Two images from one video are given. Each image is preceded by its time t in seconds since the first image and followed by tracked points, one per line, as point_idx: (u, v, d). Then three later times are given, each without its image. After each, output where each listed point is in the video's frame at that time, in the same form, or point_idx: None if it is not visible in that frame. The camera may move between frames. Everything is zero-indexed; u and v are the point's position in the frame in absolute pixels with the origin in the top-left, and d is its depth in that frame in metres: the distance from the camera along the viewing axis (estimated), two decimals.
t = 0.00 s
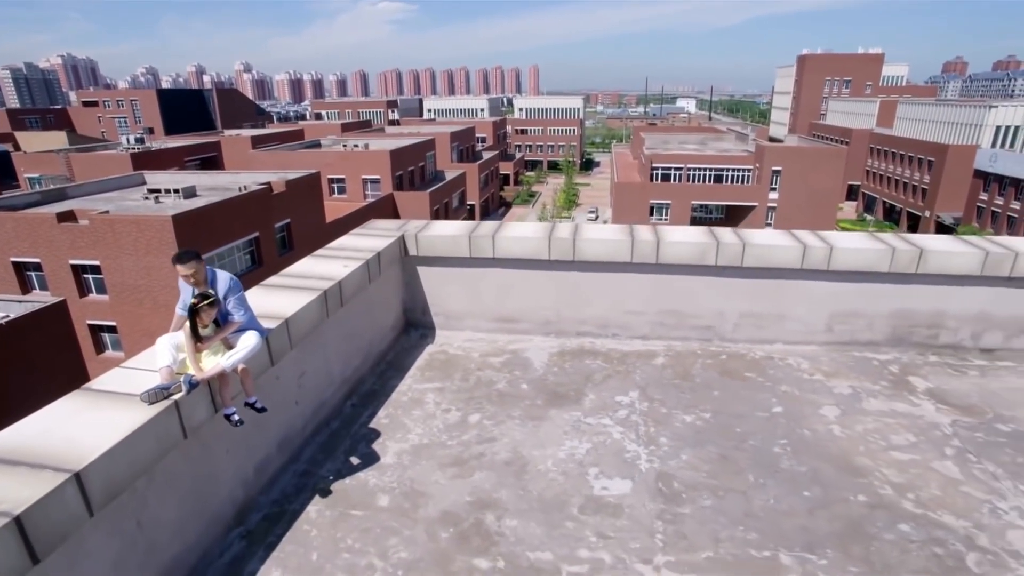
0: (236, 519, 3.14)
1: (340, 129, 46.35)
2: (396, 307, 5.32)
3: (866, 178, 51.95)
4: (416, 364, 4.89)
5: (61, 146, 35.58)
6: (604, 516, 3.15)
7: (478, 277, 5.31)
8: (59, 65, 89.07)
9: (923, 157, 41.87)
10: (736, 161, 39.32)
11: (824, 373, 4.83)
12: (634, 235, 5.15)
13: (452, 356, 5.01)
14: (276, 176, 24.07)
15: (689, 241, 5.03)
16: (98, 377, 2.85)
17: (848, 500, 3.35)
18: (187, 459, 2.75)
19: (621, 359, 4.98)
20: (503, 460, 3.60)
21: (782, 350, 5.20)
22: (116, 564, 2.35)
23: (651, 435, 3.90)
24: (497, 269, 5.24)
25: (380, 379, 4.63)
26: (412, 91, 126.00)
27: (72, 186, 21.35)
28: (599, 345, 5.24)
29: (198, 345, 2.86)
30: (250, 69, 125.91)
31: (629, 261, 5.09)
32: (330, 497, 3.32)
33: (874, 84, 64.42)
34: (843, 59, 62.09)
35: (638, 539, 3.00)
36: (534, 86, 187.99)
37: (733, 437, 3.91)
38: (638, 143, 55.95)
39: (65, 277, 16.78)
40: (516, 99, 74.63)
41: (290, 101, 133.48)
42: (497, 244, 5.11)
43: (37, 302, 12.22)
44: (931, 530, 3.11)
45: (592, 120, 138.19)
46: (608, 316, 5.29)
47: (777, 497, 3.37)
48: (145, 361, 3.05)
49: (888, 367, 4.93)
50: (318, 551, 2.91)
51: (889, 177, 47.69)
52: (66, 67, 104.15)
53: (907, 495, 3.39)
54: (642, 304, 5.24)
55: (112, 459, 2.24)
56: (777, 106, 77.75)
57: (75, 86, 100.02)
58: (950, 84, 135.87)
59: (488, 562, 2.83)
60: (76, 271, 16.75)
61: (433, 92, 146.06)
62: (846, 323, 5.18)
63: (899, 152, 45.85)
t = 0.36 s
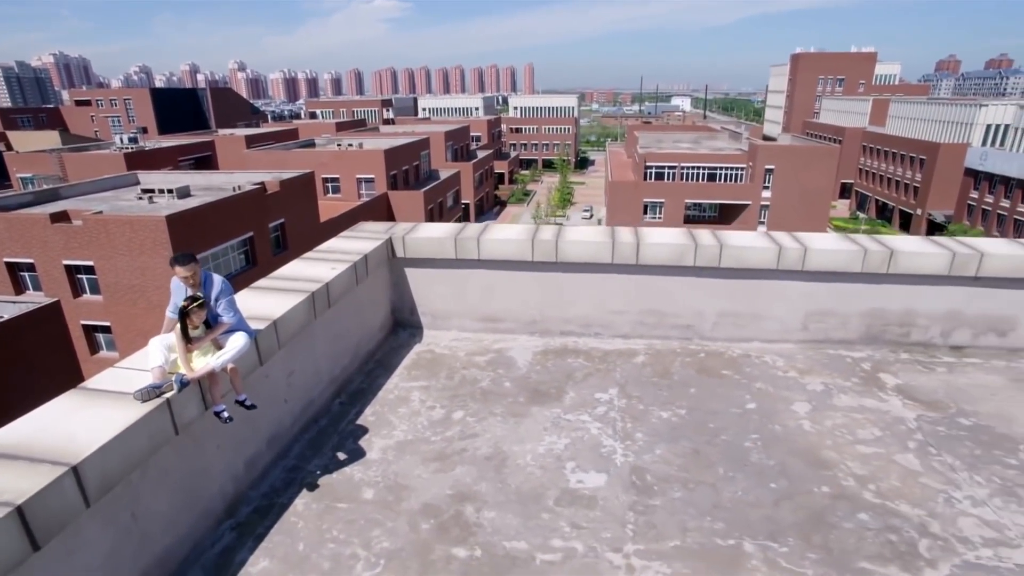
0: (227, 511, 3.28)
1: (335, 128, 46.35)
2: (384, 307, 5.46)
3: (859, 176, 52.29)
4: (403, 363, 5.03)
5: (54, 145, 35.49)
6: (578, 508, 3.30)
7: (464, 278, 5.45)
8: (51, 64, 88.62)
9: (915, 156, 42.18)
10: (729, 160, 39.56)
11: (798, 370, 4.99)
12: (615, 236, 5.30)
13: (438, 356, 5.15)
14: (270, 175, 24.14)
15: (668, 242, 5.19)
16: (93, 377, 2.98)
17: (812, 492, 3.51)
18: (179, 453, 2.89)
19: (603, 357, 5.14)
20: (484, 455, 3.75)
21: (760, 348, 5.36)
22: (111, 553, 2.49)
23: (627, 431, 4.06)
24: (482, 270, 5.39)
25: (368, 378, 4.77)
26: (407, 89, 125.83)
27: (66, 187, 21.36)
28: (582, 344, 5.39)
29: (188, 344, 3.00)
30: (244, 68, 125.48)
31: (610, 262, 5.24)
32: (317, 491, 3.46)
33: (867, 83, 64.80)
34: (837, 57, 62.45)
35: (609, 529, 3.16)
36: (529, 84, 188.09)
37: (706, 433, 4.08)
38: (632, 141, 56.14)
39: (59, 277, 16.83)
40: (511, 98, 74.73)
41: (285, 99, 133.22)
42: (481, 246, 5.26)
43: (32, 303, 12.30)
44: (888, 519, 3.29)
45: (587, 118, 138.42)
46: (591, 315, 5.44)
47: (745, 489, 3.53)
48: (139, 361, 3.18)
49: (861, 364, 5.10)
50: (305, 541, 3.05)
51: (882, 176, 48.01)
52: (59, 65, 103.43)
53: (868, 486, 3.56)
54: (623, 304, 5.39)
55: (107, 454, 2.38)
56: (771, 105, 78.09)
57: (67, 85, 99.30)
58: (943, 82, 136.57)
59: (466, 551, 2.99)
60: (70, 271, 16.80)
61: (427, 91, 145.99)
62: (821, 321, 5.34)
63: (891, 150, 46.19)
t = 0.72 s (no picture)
0: (215, 508, 3.40)
1: (327, 130, 46.41)
2: (370, 310, 5.59)
3: (849, 177, 52.78)
4: (389, 365, 5.16)
5: (44, 148, 35.35)
6: (552, 502, 3.45)
7: (448, 281, 5.59)
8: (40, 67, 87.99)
9: (904, 156, 42.62)
10: (720, 161, 39.83)
11: (771, 370, 5.16)
12: (595, 240, 5.46)
13: (423, 357, 5.28)
14: (262, 178, 24.19)
15: (646, 246, 5.35)
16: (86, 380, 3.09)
17: (778, 485, 3.67)
18: (168, 452, 3.01)
19: (583, 357, 5.29)
20: (464, 453, 3.89)
21: (735, 348, 5.53)
22: (102, 548, 2.61)
23: (603, 429, 4.21)
24: (466, 274, 5.53)
25: (354, 380, 4.90)
26: (400, 90, 125.89)
27: (56, 191, 21.31)
28: (563, 345, 5.54)
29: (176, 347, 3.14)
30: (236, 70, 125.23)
31: (589, 264, 5.40)
32: (302, 488, 3.59)
33: (856, 84, 65.46)
34: (826, 59, 63.05)
35: (581, 522, 3.30)
36: (522, 86, 188.65)
37: (679, 430, 4.24)
38: (624, 143, 56.37)
39: (49, 281, 16.85)
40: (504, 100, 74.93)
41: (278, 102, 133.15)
42: (465, 250, 5.41)
43: (22, 308, 12.34)
44: (847, 510, 3.46)
45: (580, 119, 138.88)
46: (571, 317, 5.60)
47: (713, 483, 3.69)
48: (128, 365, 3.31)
49: (832, 363, 5.27)
50: (290, 536, 3.19)
51: (871, 176, 48.46)
52: (48, 68, 103.01)
53: (831, 479, 3.73)
54: (603, 306, 5.55)
55: (97, 452, 2.50)
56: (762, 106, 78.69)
57: (57, 88, 98.96)
58: (931, 84, 138.06)
59: (443, 544, 3.13)
60: (60, 275, 16.82)
61: (420, 93, 146.06)
62: (794, 322, 5.52)
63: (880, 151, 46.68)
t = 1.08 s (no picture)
0: (201, 503, 3.52)
1: (318, 130, 46.32)
2: (355, 311, 5.71)
3: (837, 176, 53.30)
4: (374, 364, 5.29)
5: (31, 148, 35.10)
6: (527, 495, 3.60)
7: (431, 282, 5.73)
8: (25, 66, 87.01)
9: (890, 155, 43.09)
10: (710, 160, 40.11)
11: (744, 366, 5.34)
12: (574, 242, 5.62)
13: (407, 357, 5.42)
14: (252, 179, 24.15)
15: (623, 247, 5.51)
16: (75, 380, 3.20)
17: (744, 478, 3.83)
18: (155, 449, 3.13)
19: (563, 356, 5.44)
20: (444, 448, 4.04)
21: (711, 346, 5.69)
22: (92, 540, 2.74)
23: (579, 425, 4.37)
24: (448, 275, 5.67)
25: (339, 379, 5.02)
26: (391, 89, 125.55)
27: (43, 192, 21.22)
28: (543, 344, 5.69)
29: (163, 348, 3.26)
30: (224, 70, 124.40)
31: (568, 265, 5.55)
32: (287, 483, 3.72)
33: (845, 83, 66.07)
34: (815, 58, 63.60)
35: (554, 513, 3.45)
36: (513, 85, 188.68)
37: (652, 425, 4.40)
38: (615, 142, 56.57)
39: (37, 283, 16.82)
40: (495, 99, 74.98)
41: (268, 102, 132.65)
42: (447, 252, 5.55)
43: (10, 310, 12.35)
44: (808, 499, 3.63)
45: (572, 118, 139.11)
46: (551, 316, 5.75)
47: (683, 476, 3.85)
48: (116, 366, 3.42)
49: (804, 360, 5.45)
50: (274, 529, 3.31)
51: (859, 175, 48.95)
52: (34, 66, 101.92)
53: (795, 471, 3.90)
54: (583, 306, 5.70)
55: (87, 448, 2.62)
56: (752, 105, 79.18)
57: (43, 87, 98.08)
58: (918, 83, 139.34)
59: (421, 535, 3.27)
60: (48, 277, 16.79)
61: (411, 92, 145.70)
62: (768, 320, 5.69)
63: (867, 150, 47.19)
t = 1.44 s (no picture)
0: (187, 502, 3.63)
1: (308, 132, 46.25)
2: (340, 314, 5.82)
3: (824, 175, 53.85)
4: (358, 365, 5.40)
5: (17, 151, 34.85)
6: (503, 490, 3.74)
7: (414, 285, 5.84)
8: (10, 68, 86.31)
9: (876, 154, 43.60)
10: (698, 160, 40.41)
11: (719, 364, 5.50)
12: (554, 246, 5.75)
13: (390, 358, 5.54)
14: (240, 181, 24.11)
15: (600, 250, 5.66)
16: (63, 384, 3.30)
17: (713, 472, 3.98)
18: (141, 449, 3.24)
19: (543, 356, 5.58)
20: (424, 447, 4.16)
21: (687, 345, 5.85)
22: (79, 538, 2.84)
23: (556, 423, 4.50)
24: (431, 277, 5.79)
25: (323, 380, 5.14)
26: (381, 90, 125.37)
27: (29, 196, 21.11)
28: (524, 344, 5.83)
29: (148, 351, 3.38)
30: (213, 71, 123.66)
31: (548, 267, 5.69)
32: (271, 481, 3.84)
33: (832, 83, 66.78)
34: (802, 59, 64.26)
35: (528, 507, 3.59)
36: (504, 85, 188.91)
37: (627, 422, 4.54)
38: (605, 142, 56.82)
39: (24, 288, 16.77)
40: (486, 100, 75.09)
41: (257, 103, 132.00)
42: (429, 255, 5.68)
43: None
44: (773, 492, 3.78)
45: (562, 118, 139.52)
46: (532, 317, 5.88)
47: (654, 470, 4.00)
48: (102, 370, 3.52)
49: (777, 358, 5.61)
50: (258, 526, 3.43)
51: (846, 174, 49.47)
52: (18, 68, 100.90)
53: (762, 465, 4.05)
54: (562, 307, 5.84)
55: (73, 449, 2.72)
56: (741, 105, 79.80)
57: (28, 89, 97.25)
58: (905, 82, 140.85)
59: (400, 529, 3.40)
60: (35, 281, 16.74)
61: (402, 93, 145.55)
62: (743, 319, 5.86)
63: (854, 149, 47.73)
